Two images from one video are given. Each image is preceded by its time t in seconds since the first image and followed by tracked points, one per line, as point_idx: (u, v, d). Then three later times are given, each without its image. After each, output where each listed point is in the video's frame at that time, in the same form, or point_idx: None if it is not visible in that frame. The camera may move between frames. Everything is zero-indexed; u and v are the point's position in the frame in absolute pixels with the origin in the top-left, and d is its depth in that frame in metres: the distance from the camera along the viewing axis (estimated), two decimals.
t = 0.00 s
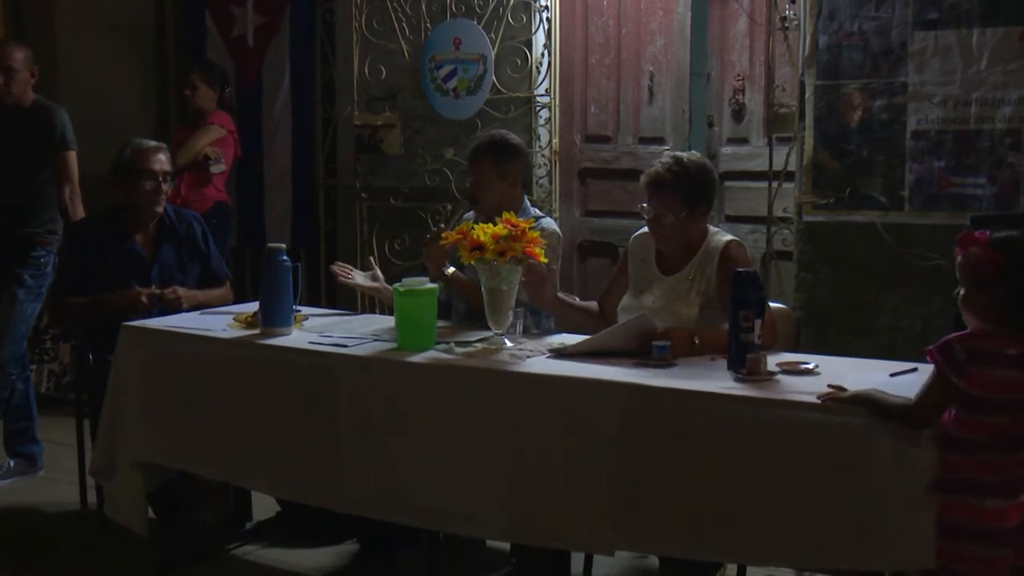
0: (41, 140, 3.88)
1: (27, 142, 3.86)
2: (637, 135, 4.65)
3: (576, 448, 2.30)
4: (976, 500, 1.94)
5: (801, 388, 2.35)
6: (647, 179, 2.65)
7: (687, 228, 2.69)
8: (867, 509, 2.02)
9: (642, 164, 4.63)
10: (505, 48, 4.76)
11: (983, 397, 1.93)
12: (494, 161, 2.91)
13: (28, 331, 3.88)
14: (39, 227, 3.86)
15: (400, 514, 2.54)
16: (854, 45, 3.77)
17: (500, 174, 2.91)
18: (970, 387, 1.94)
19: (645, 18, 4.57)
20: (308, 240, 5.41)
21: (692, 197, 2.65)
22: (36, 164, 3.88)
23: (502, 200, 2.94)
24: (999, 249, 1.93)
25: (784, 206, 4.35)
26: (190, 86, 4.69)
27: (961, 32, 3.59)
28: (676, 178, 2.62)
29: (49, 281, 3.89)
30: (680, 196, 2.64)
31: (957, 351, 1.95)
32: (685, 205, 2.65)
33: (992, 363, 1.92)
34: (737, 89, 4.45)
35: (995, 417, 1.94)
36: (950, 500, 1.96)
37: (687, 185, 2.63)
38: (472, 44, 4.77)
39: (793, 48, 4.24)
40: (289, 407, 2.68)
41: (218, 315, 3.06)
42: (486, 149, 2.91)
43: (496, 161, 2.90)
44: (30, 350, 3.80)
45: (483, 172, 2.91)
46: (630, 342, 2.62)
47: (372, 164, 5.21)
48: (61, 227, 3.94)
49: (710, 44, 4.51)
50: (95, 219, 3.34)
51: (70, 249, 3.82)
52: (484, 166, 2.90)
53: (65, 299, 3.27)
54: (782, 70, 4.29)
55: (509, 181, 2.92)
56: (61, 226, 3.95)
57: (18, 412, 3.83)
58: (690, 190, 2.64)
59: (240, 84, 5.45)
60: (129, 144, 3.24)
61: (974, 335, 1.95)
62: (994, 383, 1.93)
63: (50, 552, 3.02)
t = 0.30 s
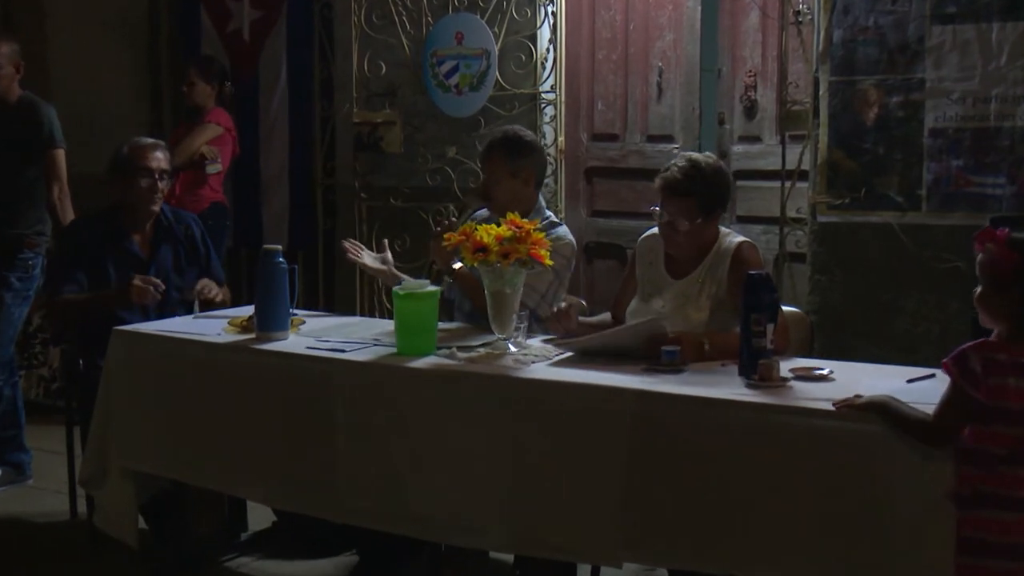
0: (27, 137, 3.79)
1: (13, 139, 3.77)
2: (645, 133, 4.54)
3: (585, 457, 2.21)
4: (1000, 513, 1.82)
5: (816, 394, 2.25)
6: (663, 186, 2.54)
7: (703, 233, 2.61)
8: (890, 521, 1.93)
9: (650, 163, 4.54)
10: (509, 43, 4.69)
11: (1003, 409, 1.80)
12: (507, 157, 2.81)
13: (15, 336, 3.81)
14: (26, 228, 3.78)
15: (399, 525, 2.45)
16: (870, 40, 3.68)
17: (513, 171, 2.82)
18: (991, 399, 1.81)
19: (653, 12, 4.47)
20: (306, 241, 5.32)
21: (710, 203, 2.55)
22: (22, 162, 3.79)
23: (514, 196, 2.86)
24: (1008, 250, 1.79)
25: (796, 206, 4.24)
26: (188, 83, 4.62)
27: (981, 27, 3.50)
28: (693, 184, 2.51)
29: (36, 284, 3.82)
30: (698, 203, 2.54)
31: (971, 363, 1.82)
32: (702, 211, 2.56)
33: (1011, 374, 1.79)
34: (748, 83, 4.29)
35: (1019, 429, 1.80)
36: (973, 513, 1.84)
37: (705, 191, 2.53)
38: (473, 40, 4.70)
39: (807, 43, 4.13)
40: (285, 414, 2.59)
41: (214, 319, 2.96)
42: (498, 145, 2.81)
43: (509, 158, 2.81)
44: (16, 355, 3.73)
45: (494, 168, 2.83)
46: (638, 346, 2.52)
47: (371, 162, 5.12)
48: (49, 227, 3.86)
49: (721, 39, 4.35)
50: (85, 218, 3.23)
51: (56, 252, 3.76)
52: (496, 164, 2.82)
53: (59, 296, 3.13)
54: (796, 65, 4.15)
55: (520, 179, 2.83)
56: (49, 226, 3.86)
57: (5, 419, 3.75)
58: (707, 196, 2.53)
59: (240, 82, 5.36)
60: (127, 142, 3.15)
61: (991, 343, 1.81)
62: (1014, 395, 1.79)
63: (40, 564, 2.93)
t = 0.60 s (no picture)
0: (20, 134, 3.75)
1: (6, 136, 3.74)
2: (655, 130, 4.44)
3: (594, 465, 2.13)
4: None
5: (832, 401, 2.16)
6: (679, 186, 2.46)
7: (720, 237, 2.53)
8: (913, 534, 1.84)
9: (661, 162, 4.44)
10: (514, 37, 4.61)
11: (1010, 420, 1.76)
12: (528, 154, 2.73)
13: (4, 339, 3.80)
14: (17, 230, 3.76)
15: (400, 536, 2.37)
16: (887, 34, 3.59)
17: (533, 169, 2.73)
18: (994, 410, 1.76)
19: (663, 5, 4.38)
20: (304, 241, 5.24)
21: (729, 205, 2.46)
22: (13, 159, 3.76)
23: (539, 193, 2.77)
24: (1007, 258, 1.77)
25: (812, 207, 4.18)
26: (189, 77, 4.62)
27: (1003, 20, 3.41)
28: (710, 185, 2.43)
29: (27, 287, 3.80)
30: (717, 206, 2.45)
31: (973, 376, 1.77)
32: (720, 214, 2.47)
33: (1014, 383, 1.75)
34: (762, 82, 4.22)
35: None
36: (995, 526, 1.78)
37: (724, 193, 2.44)
38: (478, 34, 4.62)
39: (823, 38, 4.04)
40: (282, 419, 2.50)
41: (212, 323, 2.87)
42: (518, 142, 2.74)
43: (531, 154, 2.72)
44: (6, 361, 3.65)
45: (512, 165, 2.75)
46: (648, 351, 2.43)
47: (372, 161, 5.03)
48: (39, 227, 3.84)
49: (734, 35, 4.25)
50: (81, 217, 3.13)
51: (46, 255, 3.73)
52: (517, 161, 2.74)
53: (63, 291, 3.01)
54: (811, 60, 4.07)
55: (541, 176, 2.75)
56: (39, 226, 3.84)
57: None
58: (725, 197, 2.45)
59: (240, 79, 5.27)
60: (126, 139, 3.07)
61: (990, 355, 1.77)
62: (1020, 404, 1.75)
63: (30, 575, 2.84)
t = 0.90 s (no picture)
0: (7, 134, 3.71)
1: None
2: (664, 128, 4.36)
3: (601, 475, 2.04)
4: None
5: (849, 407, 2.07)
6: (689, 185, 2.38)
7: (732, 237, 2.44)
8: (935, 548, 1.76)
9: (671, 161, 4.35)
10: (519, 32, 4.56)
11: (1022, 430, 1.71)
12: (560, 153, 2.77)
13: None
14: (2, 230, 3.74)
15: (398, 547, 2.28)
16: (904, 28, 3.51)
17: (565, 166, 2.77)
18: (1005, 421, 1.72)
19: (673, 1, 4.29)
20: (300, 243, 5.15)
21: (741, 204, 2.38)
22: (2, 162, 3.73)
23: (566, 192, 2.82)
24: (1015, 262, 1.70)
25: (827, 207, 4.02)
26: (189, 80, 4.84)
27: None
28: (721, 183, 2.35)
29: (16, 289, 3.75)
30: (727, 204, 2.37)
31: (982, 388, 1.72)
32: (732, 214, 2.39)
33: None
34: (775, 77, 4.10)
35: None
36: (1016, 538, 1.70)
37: (736, 191, 2.36)
38: (482, 29, 4.52)
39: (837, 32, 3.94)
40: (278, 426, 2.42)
41: (207, 328, 2.79)
42: (546, 141, 2.77)
43: (563, 152, 2.76)
44: None
45: (548, 164, 2.76)
46: (656, 357, 2.35)
47: (372, 159, 4.95)
48: (28, 231, 3.82)
49: (746, 30, 4.15)
50: (74, 218, 3.05)
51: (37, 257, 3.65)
52: (551, 159, 2.76)
53: (49, 295, 2.92)
54: (825, 56, 3.96)
55: (570, 173, 2.80)
56: (28, 230, 3.82)
57: None
58: (736, 196, 2.37)
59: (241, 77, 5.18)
60: (123, 139, 2.98)
61: (998, 366, 1.73)
62: None
63: None
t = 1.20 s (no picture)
0: None
1: None
2: (673, 126, 4.27)
3: (608, 486, 1.96)
4: None
5: (865, 415, 1.97)
6: (697, 183, 2.30)
7: (742, 237, 2.35)
8: (957, 563, 1.67)
9: (681, 159, 4.27)
10: (524, 27, 4.45)
11: None
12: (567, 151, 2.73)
13: None
14: None
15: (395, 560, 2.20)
16: (923, 23, 3.42)
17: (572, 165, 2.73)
18: None
19: None
20: (297, 244, 5.07)
21: (753, 203, 2.30)
22: None
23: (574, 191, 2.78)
24: None
25: (840, 207, 3.98)
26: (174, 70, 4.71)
27: None
28: (731, 182, 2.27)
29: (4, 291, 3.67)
30: (737, 203, 2.29)
31: (1004, 393, 1.64)
32: (742, 213, 2.31)
33: None
34: (789, 73, 4.05)
35: None
36: None
37: (746, 190, 2.28)
38: (485, 24, 4.43)
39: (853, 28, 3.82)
40: (273, 434, 2.34)
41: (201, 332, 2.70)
42: (559, 139, 2.72)
43: (571, 150, 2.73)
44: None
45: (565, 163, 2.72)
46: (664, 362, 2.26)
47: (372, 158, 4.88)
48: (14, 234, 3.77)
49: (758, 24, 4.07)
50: (66, 218, 2.96)
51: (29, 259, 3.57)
52: (559, 155, 2.71)
53: (38, 297, 2.84)
54: (841, 51, 3.87)
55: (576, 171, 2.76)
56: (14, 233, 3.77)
57: None
58: (747, 194, 2.28)
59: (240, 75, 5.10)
60: (117, 137, 2.91)
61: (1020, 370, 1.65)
62: None
63: None
